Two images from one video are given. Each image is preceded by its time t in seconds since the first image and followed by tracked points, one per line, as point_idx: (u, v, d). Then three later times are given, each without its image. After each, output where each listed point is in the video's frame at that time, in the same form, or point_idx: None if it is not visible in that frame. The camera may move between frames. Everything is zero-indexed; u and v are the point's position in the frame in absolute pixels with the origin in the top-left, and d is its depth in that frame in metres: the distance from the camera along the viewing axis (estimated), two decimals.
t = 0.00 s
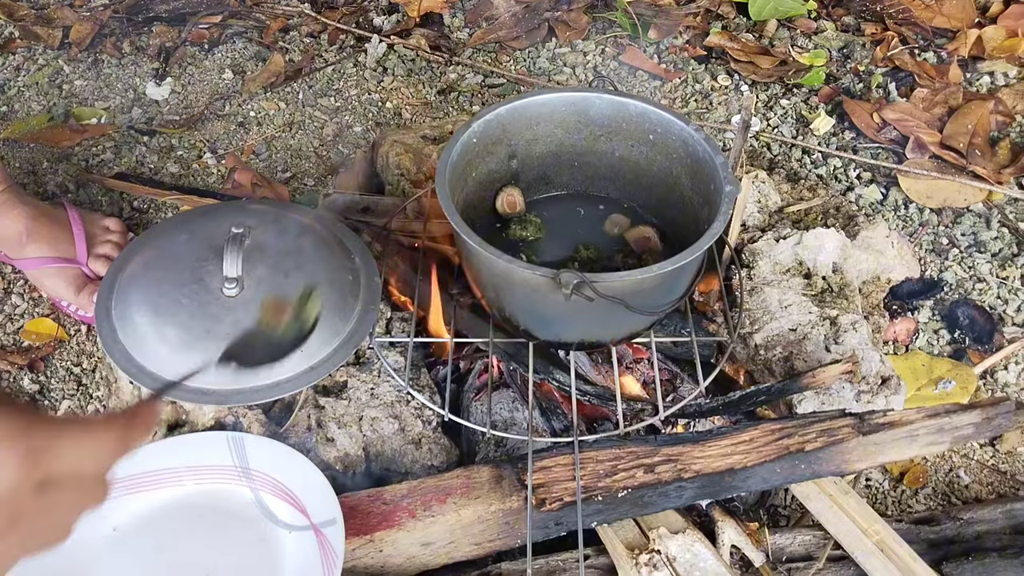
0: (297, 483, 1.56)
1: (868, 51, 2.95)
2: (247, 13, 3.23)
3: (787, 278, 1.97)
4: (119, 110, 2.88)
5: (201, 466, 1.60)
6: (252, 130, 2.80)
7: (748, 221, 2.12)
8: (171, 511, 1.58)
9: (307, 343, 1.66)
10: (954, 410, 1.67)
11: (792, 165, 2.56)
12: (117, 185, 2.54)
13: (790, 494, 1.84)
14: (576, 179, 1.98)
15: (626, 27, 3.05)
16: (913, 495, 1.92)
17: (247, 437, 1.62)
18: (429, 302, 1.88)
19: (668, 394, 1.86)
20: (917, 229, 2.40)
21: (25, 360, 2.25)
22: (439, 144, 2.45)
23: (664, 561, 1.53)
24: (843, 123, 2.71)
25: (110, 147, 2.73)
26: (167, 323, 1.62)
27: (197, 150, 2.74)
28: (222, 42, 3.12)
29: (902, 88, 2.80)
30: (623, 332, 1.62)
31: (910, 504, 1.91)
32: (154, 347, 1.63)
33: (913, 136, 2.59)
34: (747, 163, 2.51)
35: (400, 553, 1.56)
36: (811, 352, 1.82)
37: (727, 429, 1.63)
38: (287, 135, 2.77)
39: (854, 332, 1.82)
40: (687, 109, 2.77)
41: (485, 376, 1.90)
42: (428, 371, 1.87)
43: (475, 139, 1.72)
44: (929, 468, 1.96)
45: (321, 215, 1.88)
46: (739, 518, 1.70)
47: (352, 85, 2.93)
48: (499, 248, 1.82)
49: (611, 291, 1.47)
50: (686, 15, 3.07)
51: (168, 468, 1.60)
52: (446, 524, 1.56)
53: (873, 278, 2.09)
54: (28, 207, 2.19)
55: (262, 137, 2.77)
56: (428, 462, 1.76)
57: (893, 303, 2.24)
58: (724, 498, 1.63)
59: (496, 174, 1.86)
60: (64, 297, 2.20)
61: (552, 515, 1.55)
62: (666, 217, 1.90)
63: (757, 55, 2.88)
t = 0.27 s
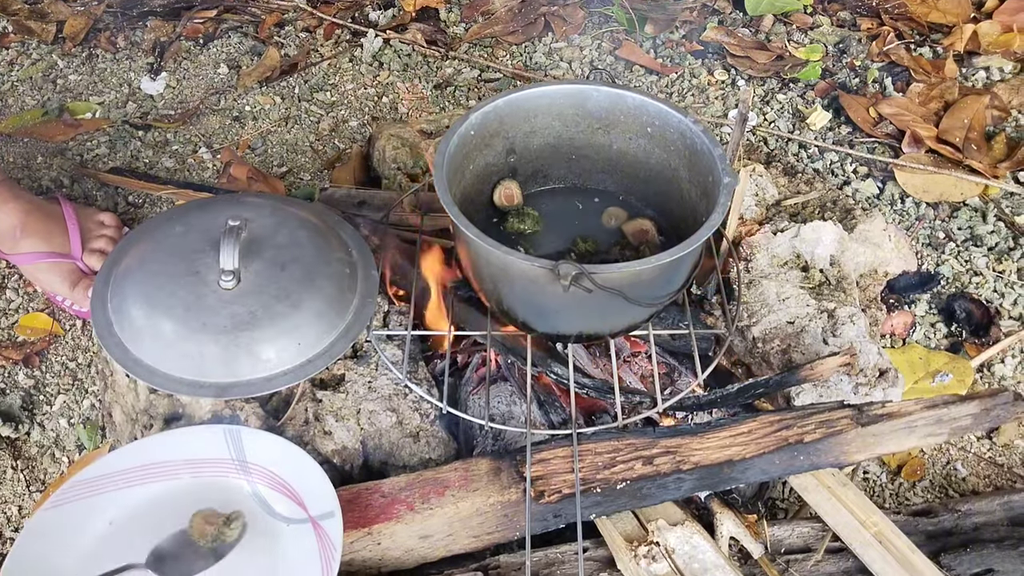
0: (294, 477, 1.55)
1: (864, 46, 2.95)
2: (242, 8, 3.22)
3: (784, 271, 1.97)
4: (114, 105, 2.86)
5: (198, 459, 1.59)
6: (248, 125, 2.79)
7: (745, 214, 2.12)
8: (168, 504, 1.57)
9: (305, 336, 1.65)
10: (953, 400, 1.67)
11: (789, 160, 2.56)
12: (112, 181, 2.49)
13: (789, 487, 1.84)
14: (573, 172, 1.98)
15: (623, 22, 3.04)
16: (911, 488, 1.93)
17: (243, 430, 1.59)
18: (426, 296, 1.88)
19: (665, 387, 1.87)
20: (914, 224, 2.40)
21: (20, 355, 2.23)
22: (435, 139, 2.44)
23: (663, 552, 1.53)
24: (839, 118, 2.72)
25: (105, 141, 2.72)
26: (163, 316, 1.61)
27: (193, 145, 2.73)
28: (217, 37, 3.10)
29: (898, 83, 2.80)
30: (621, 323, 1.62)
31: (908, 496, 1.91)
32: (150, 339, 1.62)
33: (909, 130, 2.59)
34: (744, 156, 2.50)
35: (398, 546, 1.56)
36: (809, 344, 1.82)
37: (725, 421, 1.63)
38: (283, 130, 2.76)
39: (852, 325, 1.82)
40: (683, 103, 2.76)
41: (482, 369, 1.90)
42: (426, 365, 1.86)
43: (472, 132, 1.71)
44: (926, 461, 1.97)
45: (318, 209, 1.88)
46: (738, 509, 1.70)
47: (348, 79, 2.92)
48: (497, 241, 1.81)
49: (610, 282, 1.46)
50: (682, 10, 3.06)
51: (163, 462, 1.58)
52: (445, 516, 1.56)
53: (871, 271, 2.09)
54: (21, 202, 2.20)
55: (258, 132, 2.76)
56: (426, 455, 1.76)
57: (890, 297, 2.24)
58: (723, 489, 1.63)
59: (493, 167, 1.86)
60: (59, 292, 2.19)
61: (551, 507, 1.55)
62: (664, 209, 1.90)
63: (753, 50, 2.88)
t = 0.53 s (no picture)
0: (295, 471, 1.55)
1: (865, 43, 2.95)
2: (243, 4, 3.21)
3: (785, 267, 1.97)
4: (114, 101, 2.86)
5: (199, 455, 1.59)
6: (248, 121, 2.79)
7: (746, 210, 2.12)
8: (167, 500, 1.56)
9: (305, 331, 1.65)
10: (954, 396, 1.67)
11: (790, 157, 2.55)
12: (112, 176, 2.53)
13: (789, 484, 1.84)
14: (574, 167, 1.97)
15: (624, 18, 3.04)
16: (911, 485, 1.93)
17: (245, 425, 1.60)
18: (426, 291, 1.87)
19: (665, 384, 1.88)
20: (915, 221, 2.40)
21: (20, 351, 2.23)
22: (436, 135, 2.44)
23: (663, 548, 1.53)
24: (840, 115, 2.71)
25: (105, 138, 2.72)
26: (164, 310, 1.60)
27: (193, 141, 2.73)
28: (218, 33, 3.10)
29: (899, 80, 2.80)
30: (621, 319, 1.61)
31: (909, 493, 1.91)
32: (151, 334, 1.62)
33: (910, 128, 2.59)
34: (744, 153, 2.50)
35: (398, 541, 1.56)
36: (809, 340, 1.82)
37: (726, 416, 1.63)
38: (283, 126, 2.76)
39: (853, 321, 1.83)
40: (684, 100, 2.76)
41: (483, 365, 1.90)
42: (427, 360, 1.86)
43: (473, 127, 1.71)
44: (927, 458, 1.97)
45: (318, 204, 1.88)
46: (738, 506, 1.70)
47: (349, 76, 2.91)
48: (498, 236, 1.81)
49: (611, 277, 1.46)
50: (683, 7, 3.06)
51: (164, 457, 1.58)
52: (445, 512, 1.55)
53: (872, 268, 2.09)
54: (21, 198, 2.20)
55: (259, 128, 2.76)
56: (426, 451, 1.76)
57: (891, 294, 2.24)
58: (723, 485, 1.63)
59: (494, 163, 1.86)
60: (59, 288, 2.19)
61: (551, 503, 1.55)
62: (664, 204, 1.90)
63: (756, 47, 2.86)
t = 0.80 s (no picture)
0: (299, 470, 1.56)
1: (871, 46, 2.95)
2: (249, 3, 3.22)
3: (789, 269, 1.97)
4: (121, 99, 2.87)
5: (204, 453, 1.60)
6: (254, 120, 2.80)
7: (750, 212, 2.12)
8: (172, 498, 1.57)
9: (310, 330, 1.66)
10: (958, 400, 1.67)
11: (794, 159, 2.55)
12: (117, 173, 2.54)
13: (792, 486, 1.85)
14: (578, 168, 1.98)
15: (629, 20, 3.04)
16: (914, 488, 1.92)
17: (251, 424, 1.61)
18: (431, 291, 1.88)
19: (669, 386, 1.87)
20: (919, 224, 2.40)
21: (26, 348, 2.24)
22: (441, 135, 2.45)
23: (666, 549, 1.53)
24: (845, 118, 2.71)
25: (112, 136, 2.73)
26: (170, 309, 1.61)
27: (199, 140, 2.74)
28: (224, 32, 3.11)
29: (905, 83, 2.80)
30: (625, 320, 1.62)
31: (912, 496, 1.91)
32: (156, 332, 1.62)
33: (915, 131, 2.59)
34: (749, 155, 2.50)
35: (402, 540, 1.56)
36: (813, 343, 1.82)
37: (730, 418, 1.63)
38: (289, 125, 2.77)
39: (857, 325, 1.83)
40: (689, 102, 2.76)
41: (487, 365, 1.91)
42: (431, 360, 1.87)
43: (478, 128, 1.71)
44: (930, 461, 1.97)
45: (323, 204, 1.88)
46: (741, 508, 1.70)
47: (354, 76, 2.92)
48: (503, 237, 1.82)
49: (615, 279, 1.47)
50: (689, 8, 3.06)
51: (169, 455, 1.59)
52: (449, 511, 1.56)
53: (876, 271, 2.09)
54: (27, 195, 2.21)
55: (264, 127, 2.77)
56: (430, 450, 1.76)
57: (895, 297, 2.24)
58: (727, 487, 1.63)
59: (499, 164, 1.86)
60: (65, 284, 2.20)
61: (554, 503, 1.55)
62: (669, 206, 1.90)
63: (759, 49, 2.87)
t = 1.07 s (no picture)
0: (301, 472, 1.56)
1: (874, 50, 2.95)
2: (253, 5, 3.23)
3: (791, 274, 1.97)
4: (124, 100, 2.88)
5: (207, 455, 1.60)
6: (257, 122, 2.80)
7: (753, 216, 2.12)
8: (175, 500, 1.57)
9: (313, 332, 1.66)
10: (959, 405, 1.67)
11: (797, 163, 2.56)
12: (121, 175, 2.54)
13: (793, 491, 1.85)
14: (581, 171, 1.98)
15: (633, 22, 3.04)
16: (915, 493, 1.93)
17: (254, 427, 1.62)
18: (433, 293, 1.88)
19: (671, 389, 1.89)
20: (921, 228, 2.40)
21: (29, 349, 2.25)
22: (444, 138, 2.45)
23: (667, 554, 1.53)
24: (848, 122, 2.71)
25: (115, 137, 2.74)
26: (173, 311, 1.62)
27: (203, 141, 2.74)
28: (228, 33, 3.11)
29: (907, 87, 2.80)
30: (627, 324, 1.62)
31: (912, 501, 1.91)
32: (159, 334, 1.63)
33: (918, 135, 2.59)
34: (752, 159, 2.50)
35: (403, 543, 1.57)
36: (815, 347, 1.83)
37: (731, 422, 1.63)
38: (292, 127, 2.77)
39: (858, 329, 1.83)
40: (692, 105, 2.77)
41: (489, 368, 1.91)
42: (433, 363, 1.87)
43: (481, 131, 1.72)
44: (931, 466, 1.97)
45: (326, 206, 1.89)
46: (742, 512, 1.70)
47: (358, 78, 2.93)
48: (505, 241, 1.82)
49: (618, 283, 1.47)
50: (692, 11, 3.06)
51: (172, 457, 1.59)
52: (450, 514, 1.56)
53: (878, 276, 2.09)
54: (31, 196, 2.22)
55: (267, 129, 2.77)
56: (432, 453, 1.76)
57: (897, 301, 2.24)
58: (728, 491, 1.63)
59: (501, 167, 1.87)
60: (69, 285, 2.21)
61: (555, 507, 1.55)
62: (671, 210, 1.90)
63: (762, 52, 2.88)
